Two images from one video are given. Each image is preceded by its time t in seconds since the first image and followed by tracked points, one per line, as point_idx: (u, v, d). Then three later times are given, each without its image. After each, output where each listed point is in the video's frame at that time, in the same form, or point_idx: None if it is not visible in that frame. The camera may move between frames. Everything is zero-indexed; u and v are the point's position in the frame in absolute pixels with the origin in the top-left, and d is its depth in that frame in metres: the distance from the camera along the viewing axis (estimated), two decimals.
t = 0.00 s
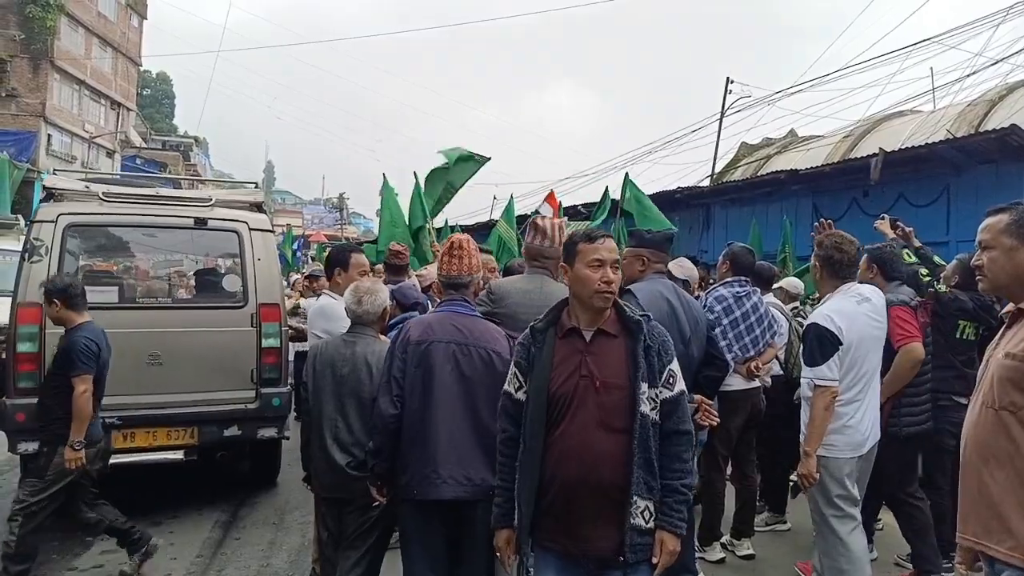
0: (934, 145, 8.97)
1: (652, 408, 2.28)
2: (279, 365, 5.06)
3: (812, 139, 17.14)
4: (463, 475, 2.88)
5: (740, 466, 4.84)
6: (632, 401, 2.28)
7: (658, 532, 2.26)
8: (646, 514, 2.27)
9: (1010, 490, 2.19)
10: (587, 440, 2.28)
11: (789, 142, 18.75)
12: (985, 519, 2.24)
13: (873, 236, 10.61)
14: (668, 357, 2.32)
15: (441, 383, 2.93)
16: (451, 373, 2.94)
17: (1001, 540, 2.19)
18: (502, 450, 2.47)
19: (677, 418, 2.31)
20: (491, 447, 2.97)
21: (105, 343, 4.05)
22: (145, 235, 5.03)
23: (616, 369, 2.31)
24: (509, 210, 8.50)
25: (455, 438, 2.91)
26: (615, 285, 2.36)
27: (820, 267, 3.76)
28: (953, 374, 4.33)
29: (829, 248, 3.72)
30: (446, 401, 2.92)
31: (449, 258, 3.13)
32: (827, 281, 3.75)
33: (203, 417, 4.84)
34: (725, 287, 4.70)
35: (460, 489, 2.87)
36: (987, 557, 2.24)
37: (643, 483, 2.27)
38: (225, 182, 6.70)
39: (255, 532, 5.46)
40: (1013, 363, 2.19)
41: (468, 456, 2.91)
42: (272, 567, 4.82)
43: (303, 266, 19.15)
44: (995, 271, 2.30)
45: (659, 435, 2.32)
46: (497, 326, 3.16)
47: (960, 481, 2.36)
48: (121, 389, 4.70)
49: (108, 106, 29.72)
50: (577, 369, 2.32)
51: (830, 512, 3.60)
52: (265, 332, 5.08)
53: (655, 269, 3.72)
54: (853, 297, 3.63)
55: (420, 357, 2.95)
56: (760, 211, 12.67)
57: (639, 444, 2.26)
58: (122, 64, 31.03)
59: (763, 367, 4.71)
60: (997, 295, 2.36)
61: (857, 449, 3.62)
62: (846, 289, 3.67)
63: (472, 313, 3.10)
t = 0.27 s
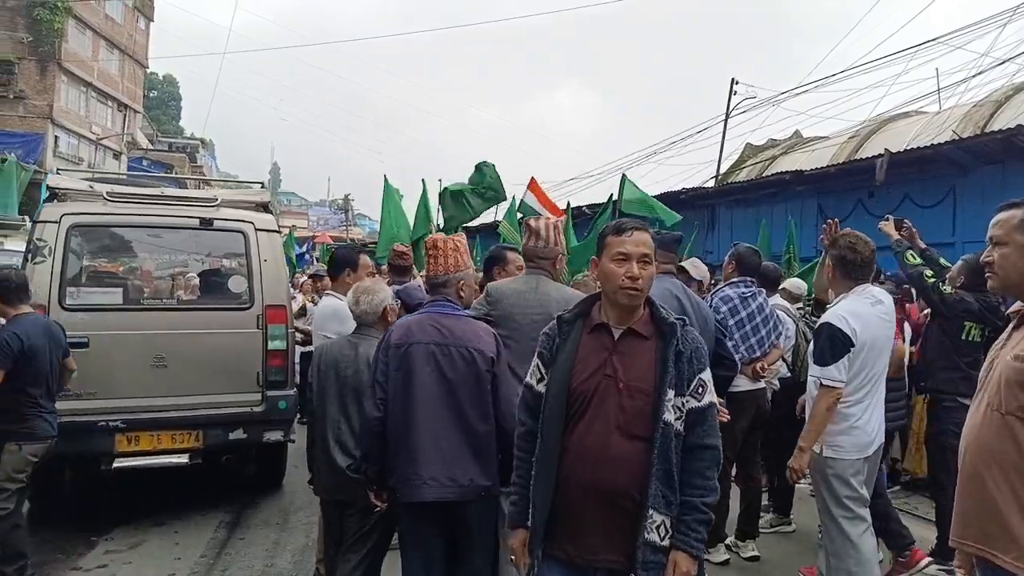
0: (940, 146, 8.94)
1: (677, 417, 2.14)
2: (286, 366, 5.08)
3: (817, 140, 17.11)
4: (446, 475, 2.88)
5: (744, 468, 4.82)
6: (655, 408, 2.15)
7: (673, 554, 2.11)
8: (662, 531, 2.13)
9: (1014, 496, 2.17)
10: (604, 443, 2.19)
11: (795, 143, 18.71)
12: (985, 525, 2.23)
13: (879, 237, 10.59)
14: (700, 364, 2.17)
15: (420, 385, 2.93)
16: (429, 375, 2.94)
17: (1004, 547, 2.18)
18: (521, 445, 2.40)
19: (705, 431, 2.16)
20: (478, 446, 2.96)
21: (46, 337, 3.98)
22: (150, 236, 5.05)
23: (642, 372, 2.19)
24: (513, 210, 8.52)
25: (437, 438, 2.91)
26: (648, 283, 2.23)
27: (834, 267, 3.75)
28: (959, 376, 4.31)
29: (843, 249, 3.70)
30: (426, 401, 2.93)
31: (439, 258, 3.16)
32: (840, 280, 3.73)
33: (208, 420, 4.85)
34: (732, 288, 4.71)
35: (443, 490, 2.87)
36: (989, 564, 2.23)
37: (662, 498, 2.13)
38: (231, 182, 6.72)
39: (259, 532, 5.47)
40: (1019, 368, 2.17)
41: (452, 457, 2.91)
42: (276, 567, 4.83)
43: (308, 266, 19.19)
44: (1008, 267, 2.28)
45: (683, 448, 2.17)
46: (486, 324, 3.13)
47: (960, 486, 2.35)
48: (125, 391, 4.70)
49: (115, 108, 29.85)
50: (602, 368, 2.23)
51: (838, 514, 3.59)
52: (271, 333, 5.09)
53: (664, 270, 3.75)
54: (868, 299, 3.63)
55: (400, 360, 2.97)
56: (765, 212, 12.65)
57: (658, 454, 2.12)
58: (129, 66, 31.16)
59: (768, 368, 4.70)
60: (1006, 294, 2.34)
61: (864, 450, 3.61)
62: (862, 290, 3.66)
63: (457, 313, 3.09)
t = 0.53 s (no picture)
0: (946, 144, 8.90)
1: (695, 428, 2.09)
2: (291, 367, 5.07)
3: (823, 138, 17.05)
4: (437, 474, 2.87)
5: (750, 468, 4.80)
6: (673, 418, 2.10)
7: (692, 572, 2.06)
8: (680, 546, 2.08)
9: None
10: (619, 450, 2.14)
11: (799, 143, 18.66)
12: (991, 532, 2.13)
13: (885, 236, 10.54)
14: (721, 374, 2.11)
15: (413, 384, 2.93)
16: (422, 374, 2.94)
17: (1012, 555, 2.07)
18: (537, 445, 2.35)
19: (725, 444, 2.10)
20: (473, 444, 2.95)
21: None
22: (155, 235, 5.05)
23: (661, 379, 2.13)
24: (516, 210, 8.53)
25: (428, 438, 2.91)
26: (658, 283, 2.18)
27: (842, 264, 3.73)
28: (966, 376, 4.28)
29: (851, 246, 3.69)
30: (419, 400, 2.92)
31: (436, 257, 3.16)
32: (850, 278, 3.71)
33: (214, 420, 4.85)
34: (737, 287, 4.71)
35: (433, 489, 2.86)
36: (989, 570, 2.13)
37: (680, 512, 2.08)
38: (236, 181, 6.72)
39: (264, 532, 5.47)
40: None
41: (444, 456, 2.90)
42: (281, 567, 4.83)
43: (313, 266, 19.20)
44: (1015, 261, 2.26)
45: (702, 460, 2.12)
46: (485, 322, 3.11)
47: (966, 490, 2.25)
48: (131, 392, 4.70)
49: (120, 109, 29.93)
50: (618, 372, 2.18)
51: (846, 514, 3.58)
52: (277, 333, 5.09)
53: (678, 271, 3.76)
54: (879, 297, 3.60)
55: (395, 358, 2.98)
56: (770, 211, 12.60)
57: (676, 466, 2.07)
58: (134, 67, 31.23)
59: (776, 368, 4.66)
60: (1014, 291, 2.31)
61: (873, 450, 3.59)
62: (873, 288, 3.64)
63: (453, 311, 3.07)
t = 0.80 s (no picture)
0: (952, 144, 8.85)
1: (690, 433, 2.03)
2: (294, 366, 5.07)
3: (828, 138, 17.00)
4: (436, 474, 2.90)
5: (753, 468, 4.78)
6: (666, 423, 2.05)
7: None
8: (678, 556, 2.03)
9: (1021, 510, 2.00)
10: (613, 456, 2.12)
11: (805, 142, 18.60)
12: (988, 542, 2.06)
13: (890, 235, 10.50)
14: (718, 379, 2.04)
15: (416, 384, 2.97)
16: (425, 374, 2.96)
17: (1011, 566, 2.00)
18: (533, 447, 2.39)
19: (723, 450, 2.03)
20: (472, 445, 2.94)
21: None
22: (159, 233, 5.05)
23: (653, 382, 2.09)
24: (520, 209, 8.52)
25: (430, 437, 2.94)
26: (625, 284, 2.14)
27: (842, 265, 3.71)
28: (970, 377, 4.25)
29: (850, 246, 3.69)
30: (421, 399, 2.95)
31: (446, 254, 3.15)
32: (848, 279, 3.70)
33: (216, 419, 4.85)
34: (741, 286, 4.69)
35: (430, 489, 2.88)
36: None
37: (675, 520, 2.02)
38: (240, 179, 6.72)
39: (267, 530, 5.48)
40: None
41: (444, 457, 2.92)
42: (283, 566, 4.83)
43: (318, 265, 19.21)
44: (1005, 262, 2.21)
45: (700, 466, 2.06)
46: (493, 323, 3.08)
47: (959, 497, 2.18)
48: (133, 390, 4.71)
49: (126, 109, 30.01)
50: (611, 376, 2.17)
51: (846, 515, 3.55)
52: (280, 332, 5.09)
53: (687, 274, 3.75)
54: (881, 297, 3.59)
55: (401, 357, 3.02)
56: (775, 210, 12.56)
57: (669, 474, 2.02)
58: (141, 67, 31.29)
59: (779, 368, 4.63)
60: (1005, 291, 2.26)
61: (878, 451, 3.57)
62: (873, 288, 3.63)
63: (460, 312, 3.06)
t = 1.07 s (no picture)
0: (959, 144, 8.80)
1: (678, 438, 1.98)
2: (298, 368, 5.06)
3: (834, 138, 16.93)
4: (456, 478, 2.93)
5: (759, 470, 4.75)
6: (653, 428, 1.98)
7: None
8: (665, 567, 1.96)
9: (1003, 514, 1.99)
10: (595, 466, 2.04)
11: (811, 142, 18.53)
12: (970, 546, 2.04)
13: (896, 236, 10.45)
14: (704, 381, 2.00)
15: (440, 385, 3.00)
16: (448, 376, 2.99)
17: (994, 571, 1.98)
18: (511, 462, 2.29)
19: (711, 454, 1.98)
20: (494, 451, 2.97)
21: None
22: (162, 234, 5.04)
23: (638, 387, 2.02)
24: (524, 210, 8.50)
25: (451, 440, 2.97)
26: (625, 283, 2.08)
27: (847, 266, 3.68)
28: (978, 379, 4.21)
29: (856, 245, 3.65)
30: (445, 401, 2.99)
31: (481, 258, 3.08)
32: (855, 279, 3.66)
33: (220, 422, 4.83)
34: (747, 287, 4.66)
35: (449, 493, 2.91)
36: None
37: (662, 529, 1.95)
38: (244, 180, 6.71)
39: (270, 532, 5.47)
40: (1011, 376, 1.98)
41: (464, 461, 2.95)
42: (286, 568, 4.82)
43: (323, 267, 19.22)
44: (977, 266, 2.15)
45: (688, 473, 2.00)
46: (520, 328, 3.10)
47: (940, 502, 2.16)
48: (137, 391, 4.70)
49: (131, 110, 30.07)
50: (593, 383, 2.08)
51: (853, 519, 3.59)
52: (284, 333, 5.07)
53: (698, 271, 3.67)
54: (886, 297, 3.56)
55: (426, 359, 3.05)
56: (780, 211, 12.52)
57: (656, 480, 1.95)
58: (146, 69, 31.36)
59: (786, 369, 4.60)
60: (980, 294, 2.22)
61: (883, 454, 3.54)
62: (878, 288, 3.60)
63: (488, 315, 3.06)
